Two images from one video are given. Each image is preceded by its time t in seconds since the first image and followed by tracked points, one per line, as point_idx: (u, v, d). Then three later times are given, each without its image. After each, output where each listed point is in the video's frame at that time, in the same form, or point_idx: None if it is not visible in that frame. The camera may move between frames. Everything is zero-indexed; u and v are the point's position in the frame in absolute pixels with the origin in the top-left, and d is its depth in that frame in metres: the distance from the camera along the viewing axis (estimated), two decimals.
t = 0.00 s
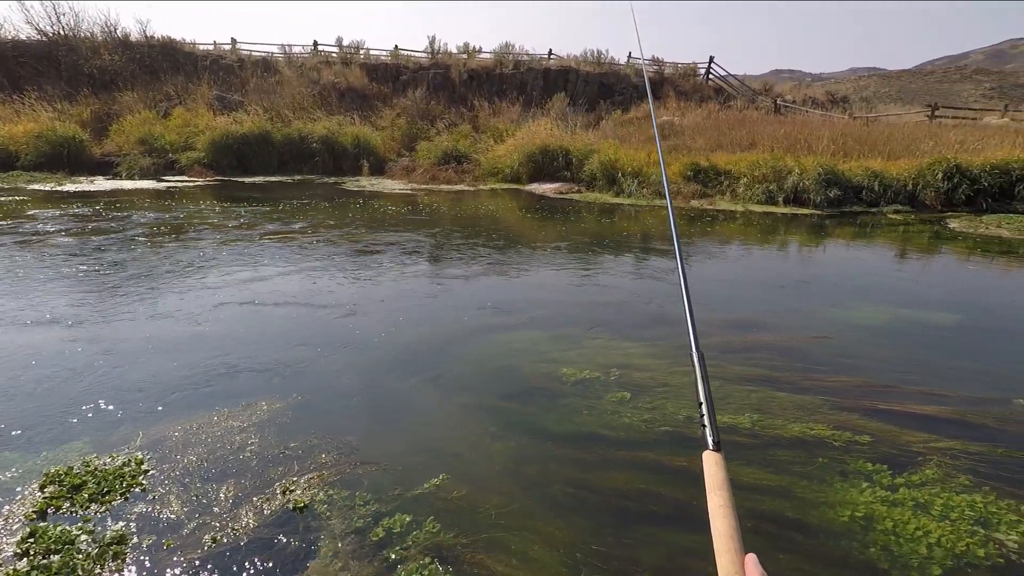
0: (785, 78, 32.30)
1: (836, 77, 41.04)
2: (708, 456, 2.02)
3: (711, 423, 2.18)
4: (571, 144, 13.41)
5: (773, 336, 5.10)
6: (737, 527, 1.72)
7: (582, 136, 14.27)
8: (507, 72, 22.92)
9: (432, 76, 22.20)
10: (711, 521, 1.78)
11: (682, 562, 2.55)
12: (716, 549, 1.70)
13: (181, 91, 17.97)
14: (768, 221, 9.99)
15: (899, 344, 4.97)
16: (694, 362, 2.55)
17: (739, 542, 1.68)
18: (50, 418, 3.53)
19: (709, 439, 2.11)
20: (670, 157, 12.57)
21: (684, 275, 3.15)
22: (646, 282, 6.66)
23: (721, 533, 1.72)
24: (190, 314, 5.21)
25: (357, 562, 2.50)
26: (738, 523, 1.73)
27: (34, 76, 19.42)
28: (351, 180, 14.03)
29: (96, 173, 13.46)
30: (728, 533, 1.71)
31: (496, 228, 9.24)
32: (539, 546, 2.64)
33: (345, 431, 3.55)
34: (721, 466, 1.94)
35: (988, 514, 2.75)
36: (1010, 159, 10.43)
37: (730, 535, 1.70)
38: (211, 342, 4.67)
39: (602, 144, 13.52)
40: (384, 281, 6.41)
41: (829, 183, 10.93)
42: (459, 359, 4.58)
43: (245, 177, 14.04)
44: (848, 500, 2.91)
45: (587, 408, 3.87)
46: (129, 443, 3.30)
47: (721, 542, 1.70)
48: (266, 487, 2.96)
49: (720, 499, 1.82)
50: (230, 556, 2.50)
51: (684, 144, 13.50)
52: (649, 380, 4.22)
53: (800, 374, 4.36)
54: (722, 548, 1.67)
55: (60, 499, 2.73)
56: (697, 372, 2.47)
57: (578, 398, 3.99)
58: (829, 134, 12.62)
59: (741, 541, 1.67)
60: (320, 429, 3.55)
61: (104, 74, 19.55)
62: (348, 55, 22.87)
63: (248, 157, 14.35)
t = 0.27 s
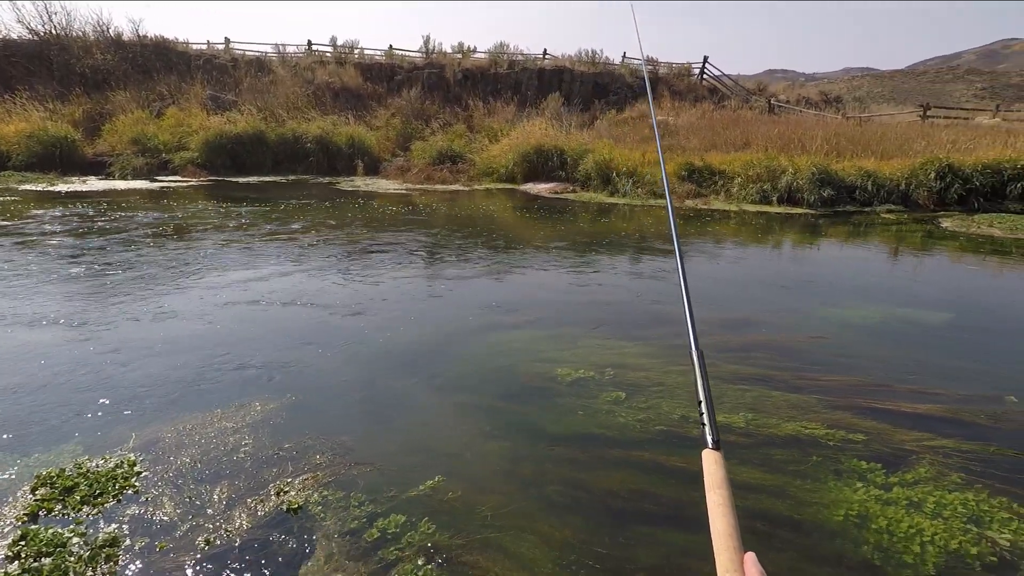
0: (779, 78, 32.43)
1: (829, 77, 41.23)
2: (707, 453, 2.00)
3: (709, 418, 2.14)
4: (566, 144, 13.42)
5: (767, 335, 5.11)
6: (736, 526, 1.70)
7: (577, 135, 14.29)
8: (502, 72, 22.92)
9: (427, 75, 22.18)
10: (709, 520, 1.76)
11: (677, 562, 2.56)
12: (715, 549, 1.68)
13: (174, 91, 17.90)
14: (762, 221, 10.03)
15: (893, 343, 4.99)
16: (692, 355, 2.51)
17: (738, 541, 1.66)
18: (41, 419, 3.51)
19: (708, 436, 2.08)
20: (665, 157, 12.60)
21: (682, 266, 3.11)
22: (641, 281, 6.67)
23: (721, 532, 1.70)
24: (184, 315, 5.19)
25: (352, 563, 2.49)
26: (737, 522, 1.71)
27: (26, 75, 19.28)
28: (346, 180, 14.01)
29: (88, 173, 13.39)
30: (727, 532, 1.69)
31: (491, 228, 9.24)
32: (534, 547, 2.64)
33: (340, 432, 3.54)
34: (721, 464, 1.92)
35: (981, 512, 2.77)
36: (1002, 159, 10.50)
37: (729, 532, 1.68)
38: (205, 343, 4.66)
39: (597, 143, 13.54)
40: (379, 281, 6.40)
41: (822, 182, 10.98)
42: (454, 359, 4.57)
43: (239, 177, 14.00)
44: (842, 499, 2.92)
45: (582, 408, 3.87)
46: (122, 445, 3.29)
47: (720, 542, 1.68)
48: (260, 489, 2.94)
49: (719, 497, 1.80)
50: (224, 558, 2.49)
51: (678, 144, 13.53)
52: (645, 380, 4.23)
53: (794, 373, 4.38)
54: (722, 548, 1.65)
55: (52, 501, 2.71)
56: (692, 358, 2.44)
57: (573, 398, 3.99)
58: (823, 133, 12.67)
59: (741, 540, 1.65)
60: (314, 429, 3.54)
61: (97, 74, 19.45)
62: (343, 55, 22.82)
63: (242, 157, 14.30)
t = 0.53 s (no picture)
0: (773, 78, 32.55)
1: (823, 77, 41.47)
2: (707, 453, 2.02)
3: (709, 418, 2.17)
4: (560, 145, 13.43)
5: (762, 335, 5.12)
6: (736, 525, 1.72)
7: (572, 136, 14.30)
8: (497, 72, 22.94)
9: (422, 76, 22.16)
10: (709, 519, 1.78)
11: (672, 561, 2.56)
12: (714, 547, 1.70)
13: (168, 92, 17.83)
14: (757, 220, 10.07)
15: (886, 342, 5.02)
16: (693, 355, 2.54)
17: (739, 539, 1.68)
18: (32, 422, 3.49)
19: (707, 436, 2.11)
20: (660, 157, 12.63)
21: (683, 267, 3.12)
22: (636, 281, 6.68)
23: (720, 530, 1.72)
24: (178, 316, 5.17)
25: (347, 564, 2.49)
26: (737, 521, 1.73)
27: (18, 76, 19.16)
28: (341, 181, 13.98)
29: (82, 174, 13.32)
30: (727, 530, 1.71)
31: (487, 228, 9.24)
32: (530, 547, 2.64)
33: (335, 433, 3.53)
34: (721, 463, 1.95)
35: (975, 509, 2.78)
36: (994, 158, 10.57)
37: (728, 532, 1.70)
38: (199, 344, 4.64)
39: (592, 144, 13.56)
40: (374, 282, 6.38)
41: (816, 182, 11.02)
42: (449, 359, 4.57)
43: (234, 178, 13.96)
44: (837, 499, 2.93)
45: (577, 408, 3.88)
46: (114, 447, 3.27)
47: (719, 541, 1.70)
48: (255, 491, 2.93)
49: (719, 496, 1.82)
50: (219, 561, 2.48)
51: (673, 144, 13.56)
52: (639, 380, 4.24)
53: (788, 372, 4.39)
54: (721, 546, 1.67)
55: (44, 505, 2.69)
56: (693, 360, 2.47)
57: (568, 399, 4.00)
58: (817, 134, 12.72)
59: (741, 539, 1.67)
60: (308, 430, 3.53)
61: (90, 75, 19.36)
62: (338, 55, 22.79)
63: (237, 158, 14.26)
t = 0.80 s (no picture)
0: (766, 79, 32.69)
1: (815, 77, 41.68)
2: (706, 451, 2.02)
3: (707, 416, 2.18)
4: (555, 145, 13.45)
5: (756, 335, 5.14)
6: (735, 523, 1.72)
7: (566, 136, 14.32)
8: (491, 73, 22.96)
9: (416, 77, 22.15)
10: (708, 517, 1.78)
11: (667, 561, 2.57)
12: (714, 546, 1.70)
13: (161, 94, 17.76)
14: (751, 220, 10.11)
15: (879, 341, 5.04)
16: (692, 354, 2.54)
17: (738, 537, 1.68)
18: (24, 427, 3.46)
19: (706, 434, 2.11)
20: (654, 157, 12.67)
21: (682, 266, 3.11)
22: (631, 281, 6.70)
23: (720, 528, 1.72)
24: (171, 319, 5.15)
25: (342, 567, 2.48)
26: (736, 518, 1.73)
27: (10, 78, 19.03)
28: (335, 182, 13.96)
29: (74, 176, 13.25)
30: (726, 528, 1.71)
31: (482, 229, 9.24)
32: (526, 548, 2.64)
33: (330, 435, 3.52)
34: (720, 461, 1.95)
35: (967, 507, 2.80)
36: (985, 158, 10.64)
37: (728, 530, 1.70)
38: (192, 347, 4.62)
39: (587, 145, 13.58)
40: (369, 283, 6.37)
41: (810, 182, 11.06)
42: (444, 361, 4.56)
43: (227, 180, 13.92)
44: (831, 497, 2.94)
45: (572, 409, 3.88)
46: (107, 451, 3.25)
47: (718, 539, 1.70)
48: (249, 494, 2.92)
49: (718, 494, 1.82)
50: (213, 565, 2.46)
51: (667, 144, 13.60)
52: (634, 380, 4.24)
53: (782, 371, 4.41)
54: (720, 544, 1.67)
55: (36, 510, 2.67)
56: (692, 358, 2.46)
57: (563, 399, 4.00)
58: (810, 133, 12.78)
59: (740, 537, 1.67)
60: (303, 433, 3.53)
61: (82, 76, 19.25)
62: (332, 57, 22.76)
63: (230, 160, 14.21)
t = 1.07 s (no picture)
0: (760, 79, 32.81)
1: (808, 77, 41.89)
2: (706, 451, 2.03)
3: (707, 417, 2.19)
4: (549, 146, 13.46)
5: (751, 334, 5.15)
6: (735, 524, 1.73)
7: (561, 137, 14.33)
8: (485, 74, 22.96)
9: (410, 78, 22.13)
10: (708, 517, 1.79)
11: (662, 561, 2.57)
12: (713, 546, 1.71)
13: (153, 95, 17.68)
14: (745, 220, 10.14)
15: (872, 339, 5.07)
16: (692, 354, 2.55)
17: (737, 538, 1.69)
18: (15, 431, 3.44)
19: (706, 434, 2.12)
20: (648, 158, 12.70)
21: (682, 267, 3.12)
22: (625, 281, 6.71)
23: (719, 529, 1.73)
24: (165, 321, 5.13)
25: (338, 569, 2.48)
26: (735, 519, 1.74)
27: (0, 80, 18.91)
28: (329, 183, 13.93)
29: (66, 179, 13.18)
30: (725, 528, 1.72)
31: (477, 230, 9.23)
32: (522, 549, 2.64)
33: (324, 437, 3.51)
34: (719, 461, 1.96)
35: (960, 504, 2.82)
36: (976, 157, 10.71)
37: (726, 531, 1.71)
38: (185, 350, 4.59)
39: (581, 145, 13.61)
40: (363, 285, 6.36)
41: (803, 181, 11.11)
42: (439, 362, 4.56)
43: (221, 182, 13.86)
44: (825, 495, 2.96)
45: (567, 409, 3.89)
46: (100, 455, 3.23)
47: (718, 540, 1.71)
48: (243, 497, 2.91)
49: (717, 494, 1.83)
50: (207, 569, 2.45)
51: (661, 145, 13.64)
52: (629, 380, 4.25)
53: (776, 370, 4.43)
54: (720, 545, 1.69)
55: (28, 514, 2.65)
56: (692, 360, 2.48)
57: (558, 399, 4.01)
58: (803, 133, 12.85)
59: (740, 537, 1.68)
60: (297, 435, 3.52)
61: (73, 78, 19.15)
62: (325, 58, 22.71)
63: (224, 162, 14.16)
